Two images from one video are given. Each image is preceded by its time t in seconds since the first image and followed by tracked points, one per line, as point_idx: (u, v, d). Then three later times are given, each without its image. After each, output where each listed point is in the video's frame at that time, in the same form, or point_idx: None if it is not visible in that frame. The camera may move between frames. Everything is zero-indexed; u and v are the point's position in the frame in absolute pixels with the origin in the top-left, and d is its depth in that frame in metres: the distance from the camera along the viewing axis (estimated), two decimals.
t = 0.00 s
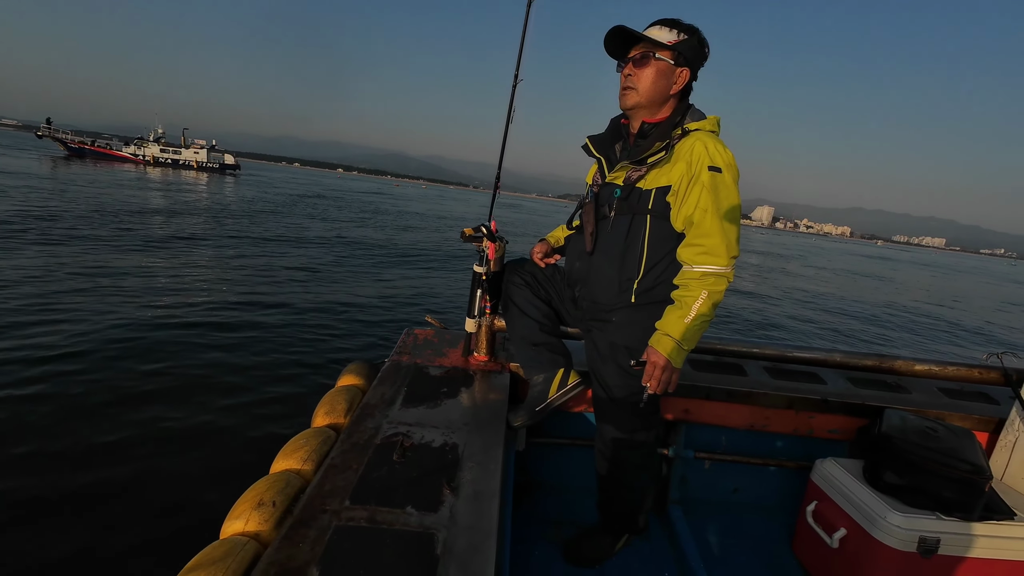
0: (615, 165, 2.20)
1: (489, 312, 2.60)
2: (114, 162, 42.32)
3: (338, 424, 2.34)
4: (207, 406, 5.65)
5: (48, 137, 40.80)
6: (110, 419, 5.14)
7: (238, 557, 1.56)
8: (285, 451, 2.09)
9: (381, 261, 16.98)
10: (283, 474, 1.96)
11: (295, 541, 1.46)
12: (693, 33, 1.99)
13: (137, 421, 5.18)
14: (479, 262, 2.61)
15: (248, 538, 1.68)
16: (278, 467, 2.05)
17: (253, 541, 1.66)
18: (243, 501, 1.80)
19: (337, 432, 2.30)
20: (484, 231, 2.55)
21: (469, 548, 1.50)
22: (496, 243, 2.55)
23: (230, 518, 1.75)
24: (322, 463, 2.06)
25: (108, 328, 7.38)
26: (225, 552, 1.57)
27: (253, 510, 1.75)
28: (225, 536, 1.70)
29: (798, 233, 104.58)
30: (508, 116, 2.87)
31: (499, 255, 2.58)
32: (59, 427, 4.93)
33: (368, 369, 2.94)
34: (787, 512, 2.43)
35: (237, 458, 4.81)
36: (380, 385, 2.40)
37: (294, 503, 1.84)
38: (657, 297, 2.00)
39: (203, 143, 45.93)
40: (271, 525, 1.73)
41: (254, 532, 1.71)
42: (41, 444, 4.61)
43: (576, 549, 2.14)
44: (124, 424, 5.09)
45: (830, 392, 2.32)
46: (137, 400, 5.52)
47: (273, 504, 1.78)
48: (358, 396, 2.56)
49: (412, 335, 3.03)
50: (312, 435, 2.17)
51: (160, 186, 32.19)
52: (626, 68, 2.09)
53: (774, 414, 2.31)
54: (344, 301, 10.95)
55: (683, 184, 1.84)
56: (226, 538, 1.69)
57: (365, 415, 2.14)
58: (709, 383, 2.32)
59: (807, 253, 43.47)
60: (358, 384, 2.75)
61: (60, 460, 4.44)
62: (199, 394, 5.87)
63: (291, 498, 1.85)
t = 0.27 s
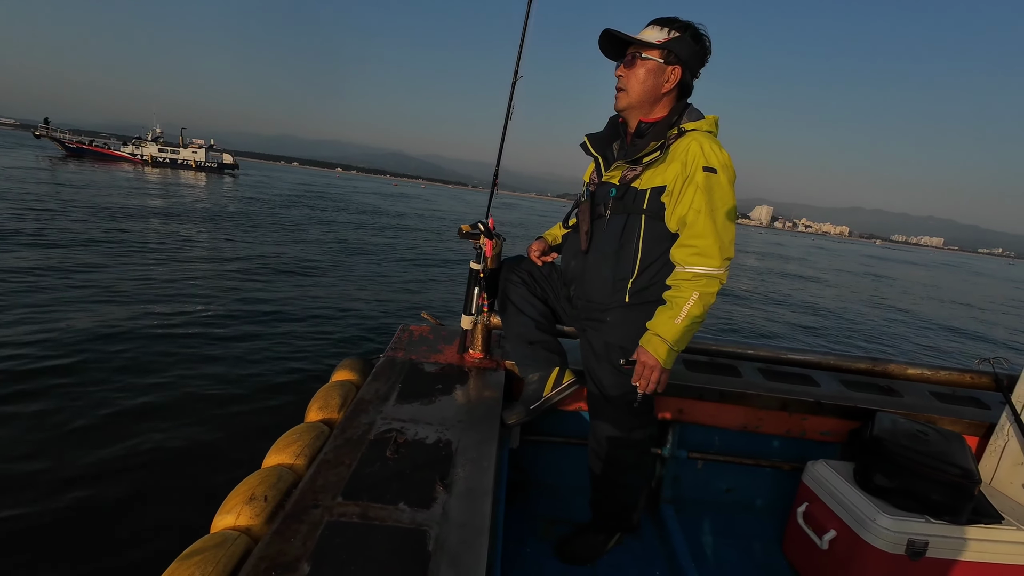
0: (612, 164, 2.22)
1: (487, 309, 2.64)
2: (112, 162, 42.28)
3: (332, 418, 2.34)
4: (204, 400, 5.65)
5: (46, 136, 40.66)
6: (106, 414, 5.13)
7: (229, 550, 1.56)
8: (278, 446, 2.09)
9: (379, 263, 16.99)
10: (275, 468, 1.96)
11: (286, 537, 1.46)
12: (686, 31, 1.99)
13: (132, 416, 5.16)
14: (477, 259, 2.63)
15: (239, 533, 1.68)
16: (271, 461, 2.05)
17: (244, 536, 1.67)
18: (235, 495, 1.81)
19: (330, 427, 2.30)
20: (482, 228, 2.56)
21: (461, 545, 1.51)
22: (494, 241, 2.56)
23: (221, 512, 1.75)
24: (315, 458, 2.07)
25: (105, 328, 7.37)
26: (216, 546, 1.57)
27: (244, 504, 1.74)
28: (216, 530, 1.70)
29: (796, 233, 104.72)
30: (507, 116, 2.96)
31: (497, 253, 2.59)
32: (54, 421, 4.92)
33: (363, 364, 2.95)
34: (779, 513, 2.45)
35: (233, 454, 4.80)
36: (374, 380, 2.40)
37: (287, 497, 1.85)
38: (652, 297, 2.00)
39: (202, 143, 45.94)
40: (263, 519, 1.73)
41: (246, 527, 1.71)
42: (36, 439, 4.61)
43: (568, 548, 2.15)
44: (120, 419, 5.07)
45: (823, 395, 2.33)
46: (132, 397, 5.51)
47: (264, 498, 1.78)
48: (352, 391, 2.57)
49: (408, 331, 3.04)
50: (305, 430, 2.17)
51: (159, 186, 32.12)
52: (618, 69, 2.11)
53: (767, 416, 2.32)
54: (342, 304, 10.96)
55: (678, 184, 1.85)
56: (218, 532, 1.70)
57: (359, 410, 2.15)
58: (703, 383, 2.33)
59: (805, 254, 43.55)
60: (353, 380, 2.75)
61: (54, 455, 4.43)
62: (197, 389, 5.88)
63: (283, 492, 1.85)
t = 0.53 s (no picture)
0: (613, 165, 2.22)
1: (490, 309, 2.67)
2: (111, 161, 42.23)
3: (331, 417, 2.35)
4: (202, 404, 5.67)
5: (44, 135, 40.56)
6: (105, 417, 5.14)
7: (229, 548, 1.57)
8: (278, 443, 2.09)
9: (378, 263, 17.01)
10: (275, 466, 1.97)
11: (286, 535, 1.47)
12: (685, 32, 1.99)
13: (131, 419, 5.18)
14: (478, 258, 2.64)
15: (239, 531, 1.69)
16: (271, 458, 2.06)
17: (244, 534, 1.67)
18: (235, 493, 1.81)
19: (330, 425, 2.30)
20: (484, 228, 2.57)
21: (461, 544, 1.52)
22: (496, 240, 2.55)
23: (220, 510, 1.76)
24: (315, 456, 2.07)
25: (105, 330, 7.38)
26: (215, 544, 1.58)
27: (244, 502, 1.75)
28: (215, 528, 1.71)
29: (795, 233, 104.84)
30: (512, 116, 2.92)
31: (499, 252, 2.59)
32: (51, 425, 4.93)
33: (362, 363, 2.95)
34: (776, 514, 2.46)
35: (231, 460, 4.82)
36: (374, 379, 2.40)
37: (286, 496, 1.85)
38: (652, 299, 2.01)
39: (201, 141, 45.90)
40: (263, 517, 1.74)
41: (245, 524, 1.72)
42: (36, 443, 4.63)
43: (566, 548, 2.16)
44: (118, 422, 5.09)
45: (822, 398, 2.34)
46: (132, 399, 5.53)
47: (264, 496, 1.79)
48: (352, 390, 2.57)
49: (407, 330, 3.04)
50: (305, 429, 2.17)
51: (158, 186, 32.05)
52: (618, 71, 2.11)
53: (766, 418, 2.33)
54: (341, 304, 10.97)
55: (679, 186, 1.85)
56: (217, 529, 1.70)
57: (359, 409, 2.15)
58: (703, 385, 2.34)
59: (804, 254, 43.65)
60: (353, 378, 2.76)
61: (53, 459, 4.45)
62: (195, 392, 5.89)
63: (283, 490, 1.85)
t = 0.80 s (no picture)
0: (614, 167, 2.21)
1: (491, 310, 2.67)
2: (110, 159, 42.21)
3: (331, 419, 2.34)
4: (202, 406, 5.68)
5: (43, 133, 40.50)
6: (104, 419, 5.15)
7: (229, 552, 1.57)
8: (278, 446, 2.09)
9: (377, 262, 17.03)
10: (274, 468, 1.96)
11: (286, 538, 1.47)
12: (687, 34, 1.99)
13: (131, 421, 5.19)
14: (478, 259, 2.64)
15: (238, 534, 1.69)
16: (270, 461, 2.06)
17: (243, 537, 1.67)
18: (234, 495, 1.81)
19: (330, 427, 2.30)
20: (484, 229, 2.56)
21: (462, 547, 1.51)
22: (496, 242, 2.55)
23: (220, 512, 1.76)
24: (315, 458, 2.07)
25: (104, 330, 7.39)
26: (215, 547, 1.57)
27: (243, 505, 1.75)
28: (215, 531, 1.71)
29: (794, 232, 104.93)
30: (513, 115, 2.96)
31: (499, 254, 2.59)
32: (51, 427, 4.94)
33: (362, 364, 2.94)
34: (776, 516, 2.45)
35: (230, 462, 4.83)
36: (374, 381, 2.40)
37: (286, 498, 1.85)
38: (654, 301, 2.01)
39: (200, 140, 45.88)
40: (262, 520, 1.73)
41: (245, 527, 1.71)
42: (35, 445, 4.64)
43: (566, 550, 2.16)
44: (118, 424, 5.10)
45: (822, 399, 2.34)
46: (131, 400, 5.54)
47: (264, 499, 1.78)
48: (352, 391, 2.57)
49: (407, 332, 3.04)
50: (305, 430, 2.17)
51: (157, 185, 32.03)
52: (620, 75, 2.10)
53: (767, 419, 2.33)
54: (340, 304, 10.98)
55: (681, 188, 1.85)
56: (216, 532, 1.70)
57: (360, 411, 2.15)
58: (704, 387, 2.34)
59: (802, 254, 43.72)
60: (352, 379, 2.75)
61: (53, 461, 4.47)
62: (195, 393, 5.90)
63: (283, 493, 1.85)
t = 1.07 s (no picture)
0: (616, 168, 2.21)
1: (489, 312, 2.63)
2: (108, 158, 42.15)
3: (333, 424, 2.33)
4: (202, 404, 5.66)
5: (41, 132, 40.40)
6: (104, 418, 5.13)
7: (230, 560, 1.56)
8: (278, 452, 2.08)
9: (377, 261, 17.02)
10: (275, 475, 1.95)
11: (288, 545, 1.46)
12: (687, 34, 1.99)
13: (130, 419, 5.17)
14: (478, 262, 2.62)
15: (240, 542, 1.68)
16: (271, 467, 2.05)
17: (245, 545, 1.66)
18: (235, 502, 1.80)
19: (331, 433, 2.29)
20: (484, 232, 2.53)
21: (465, 553, 1.50)
22: (496, 244, 2.53)
23: (221, 520, 1.75)
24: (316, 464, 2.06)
25: (103, 329, 7.36)
26: (217, 555, 1.56)
27: (244, 512, 1.74)
28: (216, 539, 1.70)
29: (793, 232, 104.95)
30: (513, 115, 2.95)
31: (499, 256, 2.57)
32: (50, 425, 4.92)
33: (362, 368, 2.92)
34: (781, 518, 2.44)
35: (231, 459, 4.80)
36: (375, 385, 2.39)
37: (287, 505, 1.84)
38: (657, 301, 2.00)
39: (199, 139, 45.82)
40: (264, 527, 1.73)
41: (246, 535, 1.71)
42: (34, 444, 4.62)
43: (568, 554, 2.15)
44: (118, 422, 5.08)
45: (825, 399, 2.34)
46: (131, 399, 5.52)
47: (265, 506, 1.78)
48: (353, 396, 2.56)
49: (408, 335, 3.02)
50: (306, 436, 2.15)
51: (156, 184, 31.97)
52: (624, 79, 2.08)
53: (769, 420, 2.32)
54: (339, 303, 10.96)
55: (685, 188, 1.84)
56: (217, 540, 1.69)
57: (360, 415, 2.14)
58: (706, 388, 2.33)
59: (801, 253, 43.73)
60: (353, 384, 2.74)
61: (53, 460, 4.45)
62: (195, 392, 5.88)
63: (284, 500, 1.84)
